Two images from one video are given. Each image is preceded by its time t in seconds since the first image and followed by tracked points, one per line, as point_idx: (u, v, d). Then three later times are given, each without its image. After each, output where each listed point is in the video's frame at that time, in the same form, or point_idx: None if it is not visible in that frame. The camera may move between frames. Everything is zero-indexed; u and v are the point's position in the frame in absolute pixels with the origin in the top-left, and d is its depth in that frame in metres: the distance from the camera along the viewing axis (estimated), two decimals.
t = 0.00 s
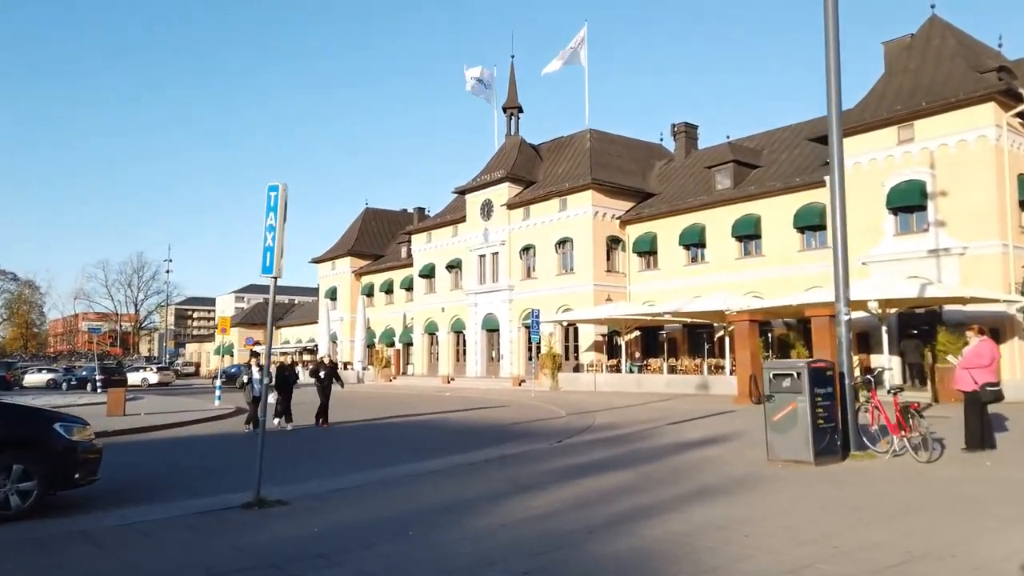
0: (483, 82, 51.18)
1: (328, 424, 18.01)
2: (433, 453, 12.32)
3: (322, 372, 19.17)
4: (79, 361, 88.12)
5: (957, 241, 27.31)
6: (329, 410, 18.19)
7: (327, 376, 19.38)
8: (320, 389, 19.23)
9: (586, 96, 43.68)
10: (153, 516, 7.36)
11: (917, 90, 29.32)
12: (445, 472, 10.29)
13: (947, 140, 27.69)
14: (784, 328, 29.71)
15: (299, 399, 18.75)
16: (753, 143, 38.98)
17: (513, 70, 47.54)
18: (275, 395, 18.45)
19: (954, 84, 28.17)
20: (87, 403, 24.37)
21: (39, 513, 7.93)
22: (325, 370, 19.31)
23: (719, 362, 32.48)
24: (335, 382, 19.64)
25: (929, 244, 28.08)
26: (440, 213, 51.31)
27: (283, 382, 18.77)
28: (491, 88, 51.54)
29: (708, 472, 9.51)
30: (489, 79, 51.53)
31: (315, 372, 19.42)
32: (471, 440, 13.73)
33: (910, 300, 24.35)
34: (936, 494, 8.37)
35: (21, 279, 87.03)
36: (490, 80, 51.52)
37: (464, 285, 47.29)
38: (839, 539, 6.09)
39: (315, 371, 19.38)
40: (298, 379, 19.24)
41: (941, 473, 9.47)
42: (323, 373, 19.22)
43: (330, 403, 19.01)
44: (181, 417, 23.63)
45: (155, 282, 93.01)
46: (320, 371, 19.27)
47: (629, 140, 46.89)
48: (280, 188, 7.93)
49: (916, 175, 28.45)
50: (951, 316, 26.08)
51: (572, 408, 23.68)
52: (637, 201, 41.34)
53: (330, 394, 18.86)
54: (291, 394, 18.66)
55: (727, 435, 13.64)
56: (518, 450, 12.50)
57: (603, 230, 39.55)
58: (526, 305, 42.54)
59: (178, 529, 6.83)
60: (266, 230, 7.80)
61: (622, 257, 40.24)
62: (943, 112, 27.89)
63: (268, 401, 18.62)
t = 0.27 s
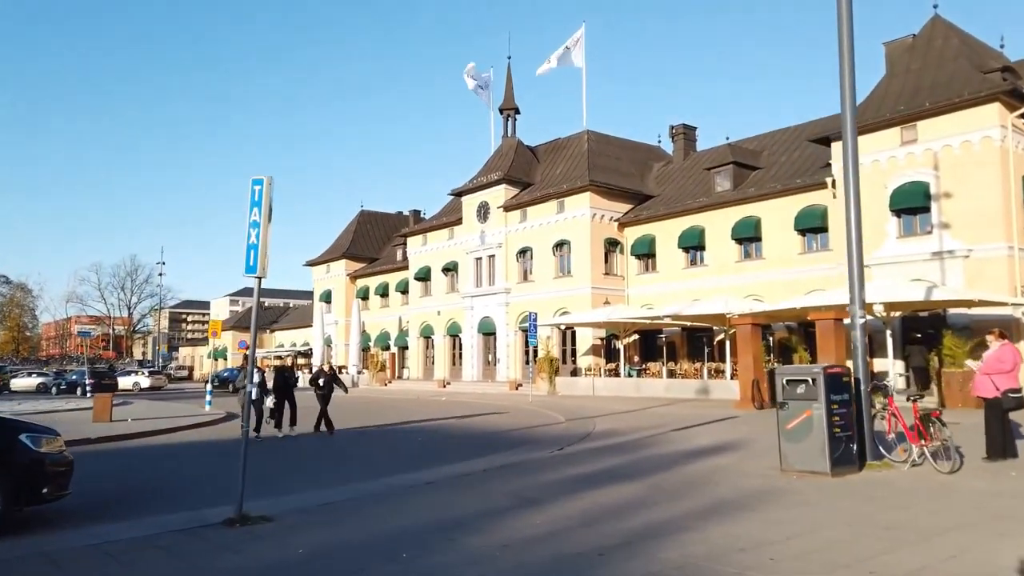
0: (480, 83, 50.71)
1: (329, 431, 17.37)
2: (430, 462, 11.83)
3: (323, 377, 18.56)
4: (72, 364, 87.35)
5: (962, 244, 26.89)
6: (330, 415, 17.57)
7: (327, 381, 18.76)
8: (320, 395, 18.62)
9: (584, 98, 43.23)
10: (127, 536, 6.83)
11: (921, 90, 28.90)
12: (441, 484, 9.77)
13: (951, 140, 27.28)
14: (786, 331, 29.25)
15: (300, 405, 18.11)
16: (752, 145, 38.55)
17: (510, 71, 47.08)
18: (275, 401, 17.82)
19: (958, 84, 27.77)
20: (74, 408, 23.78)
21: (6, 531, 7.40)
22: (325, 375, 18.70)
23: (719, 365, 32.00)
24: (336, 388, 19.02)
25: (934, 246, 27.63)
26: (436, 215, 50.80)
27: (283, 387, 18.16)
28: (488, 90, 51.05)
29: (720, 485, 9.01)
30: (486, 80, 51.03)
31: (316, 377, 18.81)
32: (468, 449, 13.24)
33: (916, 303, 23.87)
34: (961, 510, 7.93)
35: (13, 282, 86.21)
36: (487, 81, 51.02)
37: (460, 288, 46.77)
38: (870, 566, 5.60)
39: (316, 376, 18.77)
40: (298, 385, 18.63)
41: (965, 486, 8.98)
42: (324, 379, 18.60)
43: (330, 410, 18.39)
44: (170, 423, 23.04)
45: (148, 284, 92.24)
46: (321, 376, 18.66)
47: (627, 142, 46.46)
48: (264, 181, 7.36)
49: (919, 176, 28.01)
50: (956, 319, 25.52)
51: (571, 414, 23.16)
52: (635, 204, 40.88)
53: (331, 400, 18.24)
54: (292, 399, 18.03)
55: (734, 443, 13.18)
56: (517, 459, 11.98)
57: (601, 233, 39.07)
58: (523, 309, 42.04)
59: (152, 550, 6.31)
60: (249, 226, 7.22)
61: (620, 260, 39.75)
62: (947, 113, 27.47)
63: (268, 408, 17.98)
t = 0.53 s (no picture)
0: (476, 83, 50.22)
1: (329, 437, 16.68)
2: (425, 470, 11.32)
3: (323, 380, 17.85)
4: (64, 368, 86.58)
5: (966, 245, 26.44)
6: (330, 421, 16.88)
7: (327, 385, 18.06)
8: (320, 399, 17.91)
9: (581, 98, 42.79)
10: (94, 553, 6.30)
11: (923, 90, 28.49)
12: (437, 494, 9.23)
13: (955, 140, 26.86)
14: (787, 334, 28.77)
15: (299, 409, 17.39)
16: (752, 145, 38.12)
17: (506, 72, 46.62)
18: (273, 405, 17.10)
19: (962, 83, 27.35)
20: (59, 412, 23.15)
21: None
22: (324, 378, 18.01)
23: (719, 369, 31.48)
24: (336, 391, 18.33)
25: (938, 247, 27.15)
26: (431, 217, 50.27)
27: (282, 390, 17.45)
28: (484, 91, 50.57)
29: (731, 497, 8.50)
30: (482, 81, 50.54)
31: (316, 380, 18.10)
32: (465, 455, 12.71)
33: (921, 305, 23.29)
34: (989, 522, 7.47)
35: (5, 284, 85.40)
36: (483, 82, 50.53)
37: (455, 290, 46.23)
38: None
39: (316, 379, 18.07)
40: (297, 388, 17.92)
41: (992, 499, 8.47)
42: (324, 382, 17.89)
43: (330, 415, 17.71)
44: (158, 427, 22.44)
45: (141, 287, 91.41)
46: (321, 379, 17.97)
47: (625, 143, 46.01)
48: (246, 169, 6.85)
49: (923, 176, 27.55)
50: (961, 321, 24.94)
51: (570, 418, 22.62)
52: (633, 205, 40.41)
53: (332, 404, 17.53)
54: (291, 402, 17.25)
55: (741, 449, 12.69)
56: (516, 466, 11.46)
57: (598, 234, 38.58)
58: (519, 311, 41.50)
59: (120, 571, 5.77)
60: (229, 217, 6.72)
61: (618, 262, 39.25)
62: (951, 112, 27.05)
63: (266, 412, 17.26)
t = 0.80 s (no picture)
0: (470, 83, 49.75)
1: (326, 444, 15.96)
2: (416, 477, 10.79)
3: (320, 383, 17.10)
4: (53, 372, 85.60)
5: (968, 246, 26.03)
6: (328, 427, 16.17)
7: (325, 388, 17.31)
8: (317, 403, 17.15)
9: (576, 99, 42.36)
10: (49, 572, 5.75)
11: (923, 89, 28.10)
12: (426, 504, 8.70)
13: (956, 139, 26.45)
14: (785, 336, 28.31)
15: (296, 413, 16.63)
16: (749, 146, 37.69)
17: (500, 72, 46.16)
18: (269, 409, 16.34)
19: (963, 82, 26.97)
20: (40, 417, 22.51)
21: None
22: (322, 381, 17.30)
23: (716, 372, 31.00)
24: (334, 395, 17.61)
25: (939, 248, 26.69)
26: (424, 218, 49.72)
27: (279, 393, 16.71)
28: (478, 92, 50.10)
29: (740, 506, 7.99)
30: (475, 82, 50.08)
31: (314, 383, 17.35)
32: (458, 461, 12.18)
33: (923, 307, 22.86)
34: (1016, 534, 6.98)
35: None
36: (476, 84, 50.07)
37: (449, 293, 45.67)
38: None
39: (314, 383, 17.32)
40: (294, 391, 17.18)
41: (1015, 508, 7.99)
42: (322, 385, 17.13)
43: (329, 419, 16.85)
44: (142, 432, 21.81)
45: (131, 290, 90.52)
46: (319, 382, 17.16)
47: (620, 144, 45.56)
48: (217, 150, 6.29)
49: (923, 177, 27.15)
50: (963, 323, 24.47)
51: (565, 422, 22.10)
52: (629, 206, 39.95)
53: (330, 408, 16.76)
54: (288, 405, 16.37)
55: (744, 455, 12.21)
56: (510, 473, 10.94)
57: (594, 235, 38.10)
58: (513, 314, 40.96)
59: None
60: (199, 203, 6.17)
61: (613, 264, 38.77)
62: (951, 111, 26.66)
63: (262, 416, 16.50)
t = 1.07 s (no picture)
0: (465, 85, 49.30)
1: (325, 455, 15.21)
2: (406, 492, 10.30)
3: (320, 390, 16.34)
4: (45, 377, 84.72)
5: (971, 249, 25.63)
6: (326, 437, 15.38)
7: (326, 393, 16.52)
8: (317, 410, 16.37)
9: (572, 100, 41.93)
10: None
11: (924, 89, 27.72)
12: (417, 521, 8.20)
13: (958, 141, 26.06)
14: (786, 341, 27.86)
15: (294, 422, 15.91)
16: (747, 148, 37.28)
17: (496, 73, 45.71)
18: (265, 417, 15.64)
19: (965, 83, 26.58)
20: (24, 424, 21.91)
21: None
22: (323, 386, 16.47)
23: (715, 377, 30.53)
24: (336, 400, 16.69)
25: (941, 251, 26.28)
26: (419, 221, 49.19)
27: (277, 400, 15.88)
28: (473, 93, 49.62)
29: (752, 525, 7.50)
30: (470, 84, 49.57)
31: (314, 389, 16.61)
32: (451, 472, 11.70)
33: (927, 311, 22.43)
34: None
35: None
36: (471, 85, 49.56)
37: (444, 296, 45.13)
38: None
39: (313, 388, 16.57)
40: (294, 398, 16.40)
41: None
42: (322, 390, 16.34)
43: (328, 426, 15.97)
44: (128, 440, 21.22)
45: (124, 293, 89.75)
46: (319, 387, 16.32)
47: (617, 146, 45.15)
48: (190, 138, 5.90)
49: (925, 179, 26.76)
50: (967, 328, 24.05)
51: (563, 429, 21.60)
52: (626, 209, 39.50)
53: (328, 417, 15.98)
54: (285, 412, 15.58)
55: (749, 467, 11.75)
56: (506, 486, 10.44)
57: (590, 239, 37.62)
58: (509, 318, 40.46)
59: None
60: (172, 197, 5.78)
61: (610, 267, 38.31)
62: (953, 112, 26.28)
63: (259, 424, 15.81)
